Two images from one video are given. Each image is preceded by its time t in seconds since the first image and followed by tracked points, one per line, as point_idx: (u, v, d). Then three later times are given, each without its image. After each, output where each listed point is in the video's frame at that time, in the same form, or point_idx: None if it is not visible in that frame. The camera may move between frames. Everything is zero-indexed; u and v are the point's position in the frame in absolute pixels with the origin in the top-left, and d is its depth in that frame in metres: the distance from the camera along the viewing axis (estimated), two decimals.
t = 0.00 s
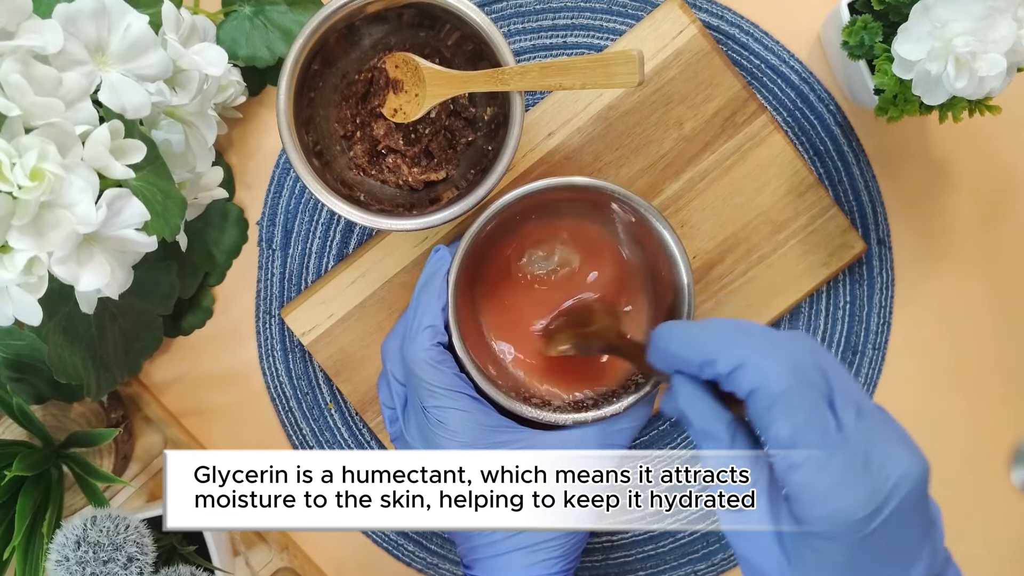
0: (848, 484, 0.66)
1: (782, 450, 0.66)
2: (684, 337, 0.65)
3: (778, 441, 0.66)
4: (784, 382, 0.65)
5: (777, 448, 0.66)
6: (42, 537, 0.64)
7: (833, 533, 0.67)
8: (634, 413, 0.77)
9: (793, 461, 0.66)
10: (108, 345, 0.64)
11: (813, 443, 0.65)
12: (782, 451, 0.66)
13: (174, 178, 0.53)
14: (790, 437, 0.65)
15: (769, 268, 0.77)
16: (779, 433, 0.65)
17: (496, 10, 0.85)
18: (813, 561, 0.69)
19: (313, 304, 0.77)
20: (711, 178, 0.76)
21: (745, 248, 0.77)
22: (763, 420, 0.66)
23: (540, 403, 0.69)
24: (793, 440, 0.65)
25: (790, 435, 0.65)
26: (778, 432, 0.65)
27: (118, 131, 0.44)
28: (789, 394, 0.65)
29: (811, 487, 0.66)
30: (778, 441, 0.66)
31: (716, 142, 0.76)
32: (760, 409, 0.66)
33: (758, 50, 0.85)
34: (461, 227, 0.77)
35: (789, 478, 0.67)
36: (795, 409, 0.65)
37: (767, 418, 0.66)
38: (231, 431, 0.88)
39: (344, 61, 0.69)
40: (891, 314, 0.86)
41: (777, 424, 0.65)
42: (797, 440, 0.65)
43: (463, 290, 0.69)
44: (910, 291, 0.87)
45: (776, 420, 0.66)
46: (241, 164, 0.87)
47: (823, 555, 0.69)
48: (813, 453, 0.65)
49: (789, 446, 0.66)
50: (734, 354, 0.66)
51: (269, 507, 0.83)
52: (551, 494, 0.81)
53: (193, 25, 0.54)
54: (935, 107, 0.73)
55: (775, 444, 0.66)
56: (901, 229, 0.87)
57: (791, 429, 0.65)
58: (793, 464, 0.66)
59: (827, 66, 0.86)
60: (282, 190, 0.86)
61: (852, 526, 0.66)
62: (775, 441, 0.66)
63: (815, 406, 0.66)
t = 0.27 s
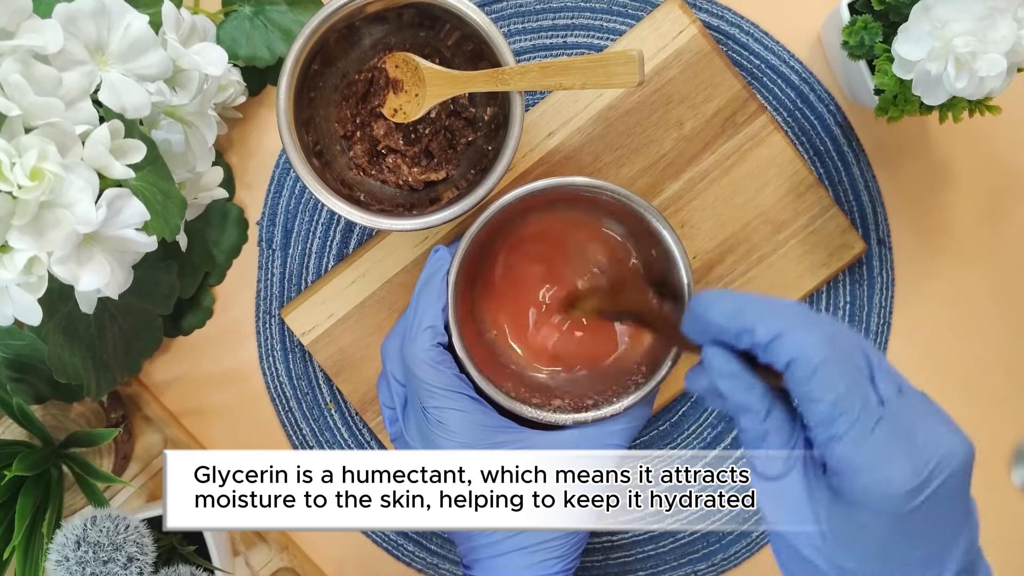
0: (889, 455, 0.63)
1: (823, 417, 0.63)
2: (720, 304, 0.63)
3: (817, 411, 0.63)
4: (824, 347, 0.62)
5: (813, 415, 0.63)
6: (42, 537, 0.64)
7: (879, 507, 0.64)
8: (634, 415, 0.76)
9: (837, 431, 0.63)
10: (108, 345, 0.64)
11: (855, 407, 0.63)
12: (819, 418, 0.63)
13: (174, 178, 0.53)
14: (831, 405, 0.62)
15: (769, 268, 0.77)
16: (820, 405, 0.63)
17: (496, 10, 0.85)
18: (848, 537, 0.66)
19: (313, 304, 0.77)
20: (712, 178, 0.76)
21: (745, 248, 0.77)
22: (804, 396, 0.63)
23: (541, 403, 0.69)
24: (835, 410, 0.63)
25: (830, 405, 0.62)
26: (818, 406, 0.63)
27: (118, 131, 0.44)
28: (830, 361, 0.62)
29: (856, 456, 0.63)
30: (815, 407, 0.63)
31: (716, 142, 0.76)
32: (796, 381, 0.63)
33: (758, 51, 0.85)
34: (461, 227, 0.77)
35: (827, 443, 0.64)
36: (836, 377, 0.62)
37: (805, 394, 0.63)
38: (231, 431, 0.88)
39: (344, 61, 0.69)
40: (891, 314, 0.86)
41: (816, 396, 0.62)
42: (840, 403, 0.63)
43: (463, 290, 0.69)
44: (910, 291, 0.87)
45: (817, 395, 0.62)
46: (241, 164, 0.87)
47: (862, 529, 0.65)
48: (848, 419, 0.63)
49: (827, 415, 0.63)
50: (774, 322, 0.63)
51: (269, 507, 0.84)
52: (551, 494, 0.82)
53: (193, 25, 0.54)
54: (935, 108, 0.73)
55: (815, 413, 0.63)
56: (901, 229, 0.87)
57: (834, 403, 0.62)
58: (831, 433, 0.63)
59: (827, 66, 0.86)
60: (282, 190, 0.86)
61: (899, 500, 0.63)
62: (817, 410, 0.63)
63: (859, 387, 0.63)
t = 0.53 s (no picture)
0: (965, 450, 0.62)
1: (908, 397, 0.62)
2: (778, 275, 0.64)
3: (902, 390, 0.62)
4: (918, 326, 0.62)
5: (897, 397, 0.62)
6: (42, 536, 0.64)
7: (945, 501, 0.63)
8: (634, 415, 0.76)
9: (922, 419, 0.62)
10: (108, 345, 0.64)
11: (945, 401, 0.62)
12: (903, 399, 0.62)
13: (174, 178, 0.53)
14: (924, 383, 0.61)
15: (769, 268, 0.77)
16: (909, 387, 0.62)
17: (496, 9, 0.85)
18: (907, 531, 0.63)
19: (313, 304, 0.77)
20: (711, 178, 0.76)
21: (745, 248, 0.77)
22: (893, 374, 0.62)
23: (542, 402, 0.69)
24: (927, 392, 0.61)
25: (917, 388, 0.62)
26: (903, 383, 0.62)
27: (118, 131, 0.44)
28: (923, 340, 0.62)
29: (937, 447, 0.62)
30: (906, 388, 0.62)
31: (716, 142, 0.76)
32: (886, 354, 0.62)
33: (758, 51, 0.85)
34: (461, 226, 0.77)
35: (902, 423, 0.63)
36: (928, 354, 0.61)
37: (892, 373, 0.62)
38: (230, 431, 0.88)
39: (344, 61, 0.69)
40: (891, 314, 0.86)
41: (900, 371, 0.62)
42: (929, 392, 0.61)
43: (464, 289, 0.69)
44: (910, 291, 0.87)
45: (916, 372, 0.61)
46: (241, 164, 0.87)
47: (930, 519, 0.63)
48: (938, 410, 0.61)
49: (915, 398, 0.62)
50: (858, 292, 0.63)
51: (269, 507, 0.84)
52: (551, 494, 0.82)
53: (193, 24, 0.54)
54: (935, 107, 0.73)
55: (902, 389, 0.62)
56: (901, 229, 0.87)
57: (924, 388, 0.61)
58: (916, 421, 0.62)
59: (827, 66, 0.86)
60: (282, 189, 0.86)
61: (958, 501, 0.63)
62: (903, 387, 0.62)
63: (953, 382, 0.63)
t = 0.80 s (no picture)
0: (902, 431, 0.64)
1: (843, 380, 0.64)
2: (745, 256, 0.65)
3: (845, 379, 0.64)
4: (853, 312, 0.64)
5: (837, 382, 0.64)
6: (42, 537, 0.64)
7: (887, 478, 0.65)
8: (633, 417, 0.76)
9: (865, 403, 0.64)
10: (108, 345, 0.64)
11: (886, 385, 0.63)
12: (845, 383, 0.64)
13: (174, 178, 0.53)
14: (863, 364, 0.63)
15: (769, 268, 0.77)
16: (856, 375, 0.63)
17: (497, 10, 0.85)
18: (851, 501, 0.66)
19: (313, 305, 0.77)
20: (711, 179, 0.76)
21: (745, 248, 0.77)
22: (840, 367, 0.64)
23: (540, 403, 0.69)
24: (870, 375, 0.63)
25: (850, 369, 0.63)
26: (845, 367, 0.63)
27: (118, 131, 0.44)
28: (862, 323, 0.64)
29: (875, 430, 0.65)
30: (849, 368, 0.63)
31: (717, 142, 0.76)
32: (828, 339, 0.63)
33: (758, 51, 0.85)
34: (461, 227, 0.77)
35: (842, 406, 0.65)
36: (867, 334, 0.63)
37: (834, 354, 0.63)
38: (231, 431, 0.88)
39: (344, 61, 0.69)
40: (891, 315, 0.86)
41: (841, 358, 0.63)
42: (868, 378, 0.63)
43: (461, 290, 0.69)
44: (910, 291, 0.87)
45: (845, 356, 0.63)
46: (241, 165, 0.87)
47: (873, 490, 0.65)
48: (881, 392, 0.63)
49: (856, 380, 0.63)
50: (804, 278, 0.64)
51: (269, 507, 0.84)
52: (551, 494, 0.82)
53: (193, 25, 0.54)
54: (935, 108, 0.73)
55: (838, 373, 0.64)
56: (901, 229, 0.87)
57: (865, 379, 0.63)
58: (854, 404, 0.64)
59: (827, 66, 0.86)
60: (282, 190, 0.86)
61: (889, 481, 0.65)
62: (846, 368, 0.63)
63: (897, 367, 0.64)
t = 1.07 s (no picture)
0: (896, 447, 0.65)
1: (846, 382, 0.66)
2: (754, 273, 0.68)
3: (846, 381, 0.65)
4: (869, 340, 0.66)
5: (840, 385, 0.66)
6: (41, 537, 0.64)
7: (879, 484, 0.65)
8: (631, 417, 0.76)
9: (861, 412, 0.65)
10: (108, 345, 0.64)
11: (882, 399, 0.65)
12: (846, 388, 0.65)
13: (174, 178, 0.53)
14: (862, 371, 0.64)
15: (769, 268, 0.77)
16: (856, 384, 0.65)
17: (496, 10, 0.85)
18: (857, 523, 0.66)
19: (313, 305, 0.77)
20: (711, 179, 0.76)
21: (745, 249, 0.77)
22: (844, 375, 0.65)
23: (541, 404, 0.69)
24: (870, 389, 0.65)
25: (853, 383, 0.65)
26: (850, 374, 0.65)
27: (118, 131, 0.44)
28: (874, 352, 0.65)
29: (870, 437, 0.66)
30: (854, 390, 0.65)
31: (716, 142, 0.76)
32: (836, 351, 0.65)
33: (758, 51, 0.85)
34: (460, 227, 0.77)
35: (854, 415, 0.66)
36: (873, 352, 0.64)
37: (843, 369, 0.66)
38: (230, 431, 0.88)
39: (344, 62, 0.69)
40: (891, 315, 0.86)
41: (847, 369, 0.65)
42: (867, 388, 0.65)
43: (461, 292, 0.69)
44: (910, 291, 0.87)
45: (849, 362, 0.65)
46: (241, 165, 0.87)
47: (876, 508, 0.66)
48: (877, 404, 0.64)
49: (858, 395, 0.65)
50: (819, 295, 0.65)
51: (269, 507, 0.83)
52: (550, 494, 0.82)
53: (193, 25, 0.54)
54: (935, 108, 0.73)
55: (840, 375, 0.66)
56: (902, 230, 0.87)
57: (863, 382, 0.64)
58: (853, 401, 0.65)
59: (827, 67, 0.86)
60: (282, 191, 0.86)
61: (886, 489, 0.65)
62: (854, 380, 0.65)
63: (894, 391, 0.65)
